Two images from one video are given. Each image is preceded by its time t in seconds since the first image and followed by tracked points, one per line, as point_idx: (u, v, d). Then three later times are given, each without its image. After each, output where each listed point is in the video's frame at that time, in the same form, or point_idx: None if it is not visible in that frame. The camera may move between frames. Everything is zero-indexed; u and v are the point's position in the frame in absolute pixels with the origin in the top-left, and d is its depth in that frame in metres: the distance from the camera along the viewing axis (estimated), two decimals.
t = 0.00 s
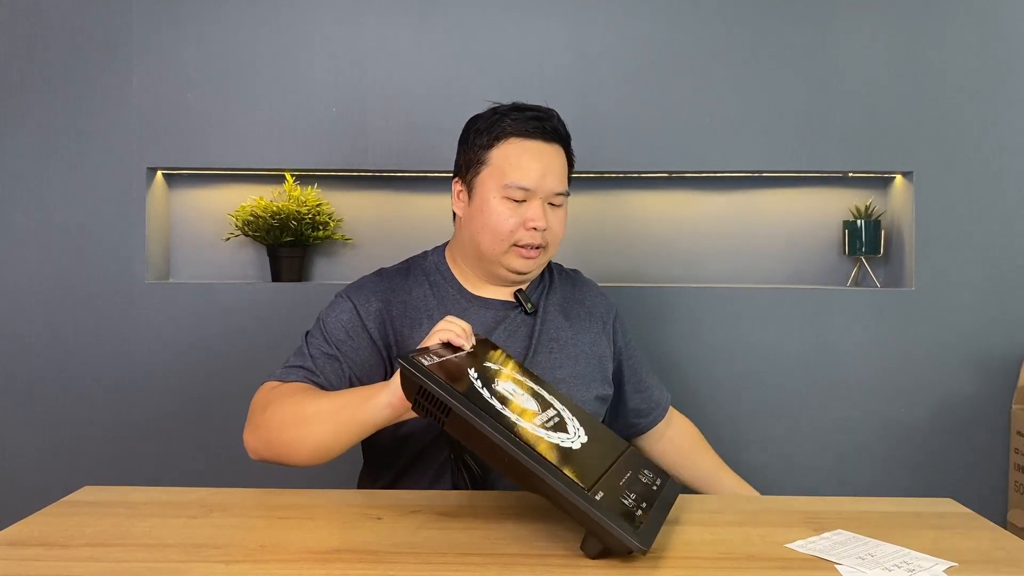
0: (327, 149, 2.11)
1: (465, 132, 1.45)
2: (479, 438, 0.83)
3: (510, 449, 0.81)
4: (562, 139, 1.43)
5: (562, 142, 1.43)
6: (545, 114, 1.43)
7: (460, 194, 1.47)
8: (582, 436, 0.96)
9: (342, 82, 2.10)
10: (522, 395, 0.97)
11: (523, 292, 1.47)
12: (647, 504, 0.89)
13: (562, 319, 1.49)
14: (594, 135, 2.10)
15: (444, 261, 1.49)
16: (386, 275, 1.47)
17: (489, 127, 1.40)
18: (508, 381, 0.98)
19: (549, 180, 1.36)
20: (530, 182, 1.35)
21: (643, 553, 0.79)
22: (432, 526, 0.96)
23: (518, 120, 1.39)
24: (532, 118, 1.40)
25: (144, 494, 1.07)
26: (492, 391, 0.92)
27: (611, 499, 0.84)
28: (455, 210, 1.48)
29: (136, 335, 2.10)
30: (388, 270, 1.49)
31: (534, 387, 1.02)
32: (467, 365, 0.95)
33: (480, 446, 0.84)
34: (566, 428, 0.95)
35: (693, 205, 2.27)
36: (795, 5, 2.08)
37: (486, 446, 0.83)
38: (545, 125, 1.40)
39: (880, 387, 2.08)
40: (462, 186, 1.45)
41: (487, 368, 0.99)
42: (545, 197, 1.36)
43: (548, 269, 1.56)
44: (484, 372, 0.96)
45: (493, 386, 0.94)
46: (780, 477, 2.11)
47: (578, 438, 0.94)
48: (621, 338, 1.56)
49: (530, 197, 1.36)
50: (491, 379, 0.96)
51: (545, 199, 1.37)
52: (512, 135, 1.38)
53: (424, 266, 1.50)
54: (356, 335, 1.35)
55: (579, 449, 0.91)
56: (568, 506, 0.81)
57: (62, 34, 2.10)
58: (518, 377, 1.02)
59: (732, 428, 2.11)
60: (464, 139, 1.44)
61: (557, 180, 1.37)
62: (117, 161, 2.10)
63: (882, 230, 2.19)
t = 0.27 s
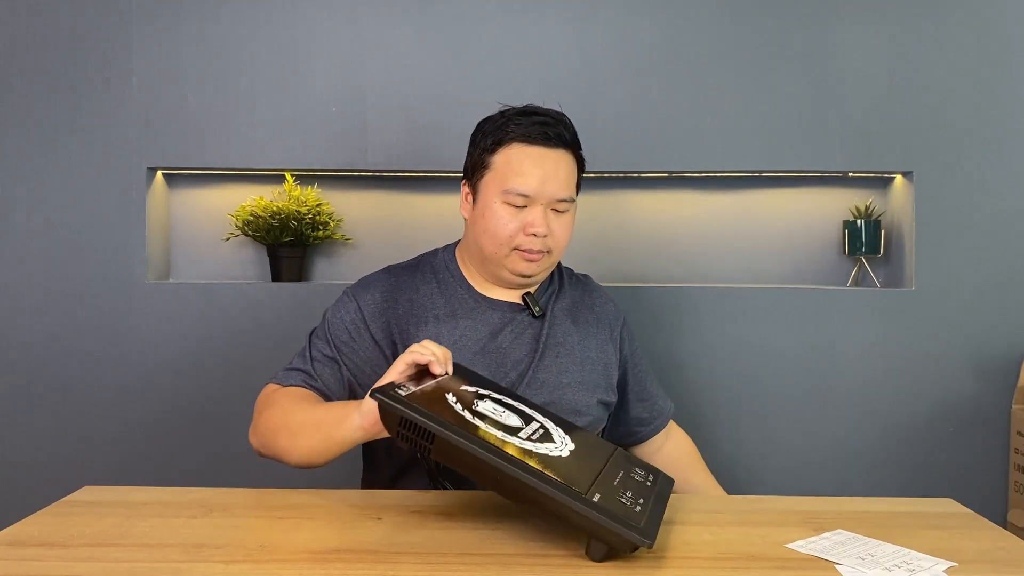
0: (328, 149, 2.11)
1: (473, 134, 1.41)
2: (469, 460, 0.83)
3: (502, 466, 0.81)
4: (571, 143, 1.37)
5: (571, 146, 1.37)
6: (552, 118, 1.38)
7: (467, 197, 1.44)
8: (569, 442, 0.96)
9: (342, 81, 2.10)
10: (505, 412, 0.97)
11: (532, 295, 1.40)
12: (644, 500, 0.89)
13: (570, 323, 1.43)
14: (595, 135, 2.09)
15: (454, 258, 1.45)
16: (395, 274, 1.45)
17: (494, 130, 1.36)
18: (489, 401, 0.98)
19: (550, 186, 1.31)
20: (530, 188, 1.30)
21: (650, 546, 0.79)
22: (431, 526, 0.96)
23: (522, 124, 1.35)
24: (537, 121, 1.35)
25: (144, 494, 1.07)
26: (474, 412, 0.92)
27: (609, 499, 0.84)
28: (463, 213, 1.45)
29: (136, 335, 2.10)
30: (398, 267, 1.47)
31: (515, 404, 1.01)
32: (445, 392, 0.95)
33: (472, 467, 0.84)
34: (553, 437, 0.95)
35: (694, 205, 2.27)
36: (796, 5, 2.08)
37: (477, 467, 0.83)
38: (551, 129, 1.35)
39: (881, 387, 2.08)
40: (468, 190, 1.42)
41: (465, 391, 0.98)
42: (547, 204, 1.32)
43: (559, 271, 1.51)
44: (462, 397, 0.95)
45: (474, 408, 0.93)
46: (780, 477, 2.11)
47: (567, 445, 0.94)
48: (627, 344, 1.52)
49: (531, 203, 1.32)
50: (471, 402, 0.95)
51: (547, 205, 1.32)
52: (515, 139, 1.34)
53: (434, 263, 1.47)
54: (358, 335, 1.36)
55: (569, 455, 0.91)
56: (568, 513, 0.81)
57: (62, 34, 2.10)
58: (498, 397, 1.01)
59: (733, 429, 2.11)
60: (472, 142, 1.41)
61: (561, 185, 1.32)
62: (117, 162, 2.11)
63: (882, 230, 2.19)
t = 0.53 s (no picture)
0: (328, 149, 2.11)
1: (487, 138, 1.41)
2: (455, 490, 0.83)
3: (490, 490, 0.81)
4: (584, 150, 1.36)
5: (584, 152, 1.36)
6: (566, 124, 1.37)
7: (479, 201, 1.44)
8: (547, 453, 0.96)
9: (342, 81, 2.10)
10: (477, 437, 0.95)
11: (539, 299, 1.39)
12: (632, 494, 0.91)
13: (577, 328, 1.41)
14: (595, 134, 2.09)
15: (462, 258, 1.45)
16: (403, 272, 1.45)
17: (507, 135, 1.35)
18: (459, 429, 0.96)
19: (560, 192, 1.30)
20: (541, 195, 1.30)
21: (650, 536, 0.81)
22: (430, 526, 0.96)
23: (536, 131, 1.34)
24: (550, 127, 1.34)
25: (144, 494, 1.07)
26: (446, 443, 0.90)
27: (599, 500, 0.85)
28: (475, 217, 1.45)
29: (136, 335, 2.10)
30: (406, 266, 1.47)
31: (483, 427, 1.00)
32: (412, 429, 0.93)
33: (461, 497, 0.84)
34: (530, 451, 0.94)
35: (694, 205, 2.27)
36: (795, 6, 2.08)
37: (464, 496, 0.83)
38: (564, 135, 1.34)
39: (881, 387, 2.09)
40: (480, 194, 1.42)
41: (432, 424, 0.96)
42: (557, 211, 1.31)
43: (568, 274, 1.49)
44: (433, 429, 0.94)
45: (446, 438, 0.92)
46: (780, 477, 2.11)
47: (545, 457, 0.94)
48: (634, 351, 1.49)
49: (541, 210, 1.31)
50: (442, 431, 0.94)
51: (557, 211, 1.31)
52: (527, 145, 1.33)
53: (442, 263, 1.46)
54: (366, 334, 1.36)
55: (551, 466, 0.91)
56: (563, 522, 0.82)
57: (62, 34, 2.10)
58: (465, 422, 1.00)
59: (733, 429, 2.11)
60: (485, 145, 1.41)
61: (573, 192, 1.31)
62: (117, 161, 2.11)
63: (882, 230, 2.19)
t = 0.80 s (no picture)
0: (328, 149, 2.11)
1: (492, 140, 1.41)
2: (451, 519, 0.82)
3: (489, 514, 0.81)
4: (586, 152, 1.34)
5: (587, 154, 1.35)
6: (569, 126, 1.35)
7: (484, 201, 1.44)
8: (532, 465, 0.97)
9: (342, 81, 2.10)
10: (460, 462, 0.96)
11: (546, 303, 1.38)
12: (625, 493, 0.92)
13: (583, 332, 1.40)
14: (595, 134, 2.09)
15: (471, 258, 1.44)
16: (414, 270, 1.44)
17: (509, 137, 1.35)
18: (441, 458, 0.97)
19: (559, 196, 1.30)
20: (538, 198, 1.30)
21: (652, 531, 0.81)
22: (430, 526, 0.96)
23: (537, 133, 1.33)
24: (551, 129, 1.33)
25: (144, 495, 1.07)
26: (431, 472, 0.90)
27: (595, 503, 0.86)
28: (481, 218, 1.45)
29: (137, 335, 2.10)
30: (418, 263, 1.46)
31: (464, 453, 1.01)
32: (396, 464, 0.93)
33: (457, 527, 0.83)
34: (516, 467, 0.96)
35: (694, 205, 2.27)
36: (795, 7, 2.08)
37: (461, 523, 0.82)
38: (564, 137, 1.33)
39: (880, 387, 2.09)
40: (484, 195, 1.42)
41: (413, 457, 0.97)
42: (556, 214, 1.31)
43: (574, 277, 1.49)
44: (415, 462, 0.94)
45: (430, 468, 0.92)
46: (780, 477, 2.11)
47: (532, 470, 0.95)
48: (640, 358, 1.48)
49: (540, 213, 1.31)
50: (425, 463, 0.94)
51: (556, 214, 1.31)
52: (528, 148, 1.32)
53: (452, 262, 1.45)
54: (374, 330, 1.36)
55: (540, 478, 0.92)
56: (566, 534, 0.82)
57: (62, 34, 2.10)
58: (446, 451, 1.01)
59: (733, 429, 2.11)
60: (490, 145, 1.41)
61: (572, 196, 1.31)
62: (117, 161, 2.11)
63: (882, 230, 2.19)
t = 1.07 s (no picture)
0: (328, 149, 2.11)
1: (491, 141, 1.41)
2: (455, 530, 0.81)
3: (492, 522, 0.80)
4: (584, 153, 1.34)
5: (585, 155, 1.34)
6: (566, 126, 1.35)
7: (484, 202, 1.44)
8: (530, 472, 0.97)
9: (342, 82, 2.10)
10: (458, 471, 0.96)
11: (551, 304, 1.38)
12: (626, 493, 0.92)
13: (587, 335, 1.41)
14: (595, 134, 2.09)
15: (476, 259, 1.44)
16: (420, 269, 1.44)
17: (507, 139, 1.35)
18: (439, 468, 0.97)
19: (556, 198, 1.30)
20: (535, 201, 1.30)
21: (658, 529, 0.81)
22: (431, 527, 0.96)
23: (535, 134, 1.33)
24: (548, 131, 1.33)
25: (144, 495, 1.07)
26: (429, 483, 0.90)
27: (598, 505, 0.86)
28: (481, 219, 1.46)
29: (136, 334, 2.10)
30: (424, 263, 1.46)
31: (461, 461, 1.01)
32: (394, 477, 0.92)
33: (460, 537, 0.82)
34: (515, 473, 0.96)
35: (694, 205, 2.27)
36: (795, 7, 2.08)
37: (466, 533, 0.81)
38: (562, 139, 1.32)
39: (881, 387, 2.09)
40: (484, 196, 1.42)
41: (411, 468, 0.97)
42: (553, 216, 1.31)
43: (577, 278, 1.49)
44: (412, 474, 0.94)
45: (428, 480, 0.92)
46: (780, 477, 2.11)
47: (531, 476, 0.95)
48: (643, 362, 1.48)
49: (537, 215, 1.32)
50: (422, 474, 0.94)
51: (554, 216, 1.32)
52: (526, 149, 1.32)
53: (458, 263, 1.45)
54: (379, 328, 1.35)
55: (539, 484, 0.92)
56: (571, 537, 0.82)
57: (62, 34, 2.10)
58: (444, 461, 1.01)
59: (733, 429, 2.11)
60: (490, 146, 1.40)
61: (569, 198, 1.31)
62: (117, 161, 2.11)
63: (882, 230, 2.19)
